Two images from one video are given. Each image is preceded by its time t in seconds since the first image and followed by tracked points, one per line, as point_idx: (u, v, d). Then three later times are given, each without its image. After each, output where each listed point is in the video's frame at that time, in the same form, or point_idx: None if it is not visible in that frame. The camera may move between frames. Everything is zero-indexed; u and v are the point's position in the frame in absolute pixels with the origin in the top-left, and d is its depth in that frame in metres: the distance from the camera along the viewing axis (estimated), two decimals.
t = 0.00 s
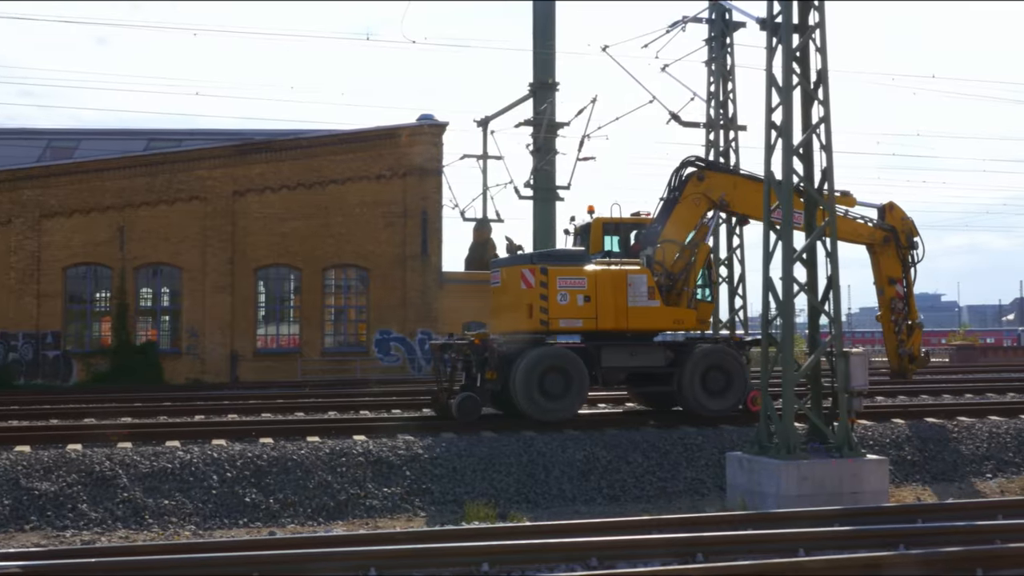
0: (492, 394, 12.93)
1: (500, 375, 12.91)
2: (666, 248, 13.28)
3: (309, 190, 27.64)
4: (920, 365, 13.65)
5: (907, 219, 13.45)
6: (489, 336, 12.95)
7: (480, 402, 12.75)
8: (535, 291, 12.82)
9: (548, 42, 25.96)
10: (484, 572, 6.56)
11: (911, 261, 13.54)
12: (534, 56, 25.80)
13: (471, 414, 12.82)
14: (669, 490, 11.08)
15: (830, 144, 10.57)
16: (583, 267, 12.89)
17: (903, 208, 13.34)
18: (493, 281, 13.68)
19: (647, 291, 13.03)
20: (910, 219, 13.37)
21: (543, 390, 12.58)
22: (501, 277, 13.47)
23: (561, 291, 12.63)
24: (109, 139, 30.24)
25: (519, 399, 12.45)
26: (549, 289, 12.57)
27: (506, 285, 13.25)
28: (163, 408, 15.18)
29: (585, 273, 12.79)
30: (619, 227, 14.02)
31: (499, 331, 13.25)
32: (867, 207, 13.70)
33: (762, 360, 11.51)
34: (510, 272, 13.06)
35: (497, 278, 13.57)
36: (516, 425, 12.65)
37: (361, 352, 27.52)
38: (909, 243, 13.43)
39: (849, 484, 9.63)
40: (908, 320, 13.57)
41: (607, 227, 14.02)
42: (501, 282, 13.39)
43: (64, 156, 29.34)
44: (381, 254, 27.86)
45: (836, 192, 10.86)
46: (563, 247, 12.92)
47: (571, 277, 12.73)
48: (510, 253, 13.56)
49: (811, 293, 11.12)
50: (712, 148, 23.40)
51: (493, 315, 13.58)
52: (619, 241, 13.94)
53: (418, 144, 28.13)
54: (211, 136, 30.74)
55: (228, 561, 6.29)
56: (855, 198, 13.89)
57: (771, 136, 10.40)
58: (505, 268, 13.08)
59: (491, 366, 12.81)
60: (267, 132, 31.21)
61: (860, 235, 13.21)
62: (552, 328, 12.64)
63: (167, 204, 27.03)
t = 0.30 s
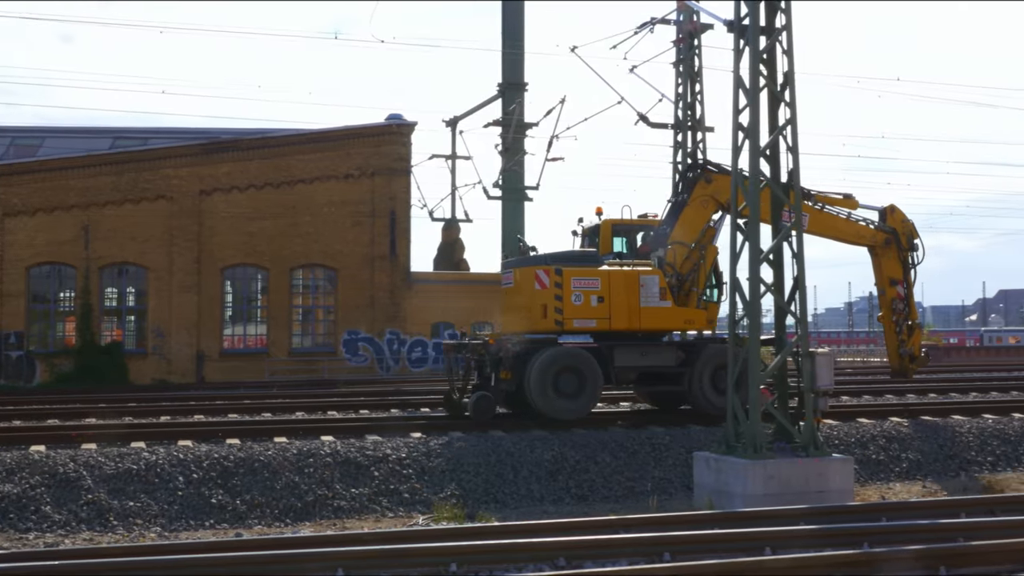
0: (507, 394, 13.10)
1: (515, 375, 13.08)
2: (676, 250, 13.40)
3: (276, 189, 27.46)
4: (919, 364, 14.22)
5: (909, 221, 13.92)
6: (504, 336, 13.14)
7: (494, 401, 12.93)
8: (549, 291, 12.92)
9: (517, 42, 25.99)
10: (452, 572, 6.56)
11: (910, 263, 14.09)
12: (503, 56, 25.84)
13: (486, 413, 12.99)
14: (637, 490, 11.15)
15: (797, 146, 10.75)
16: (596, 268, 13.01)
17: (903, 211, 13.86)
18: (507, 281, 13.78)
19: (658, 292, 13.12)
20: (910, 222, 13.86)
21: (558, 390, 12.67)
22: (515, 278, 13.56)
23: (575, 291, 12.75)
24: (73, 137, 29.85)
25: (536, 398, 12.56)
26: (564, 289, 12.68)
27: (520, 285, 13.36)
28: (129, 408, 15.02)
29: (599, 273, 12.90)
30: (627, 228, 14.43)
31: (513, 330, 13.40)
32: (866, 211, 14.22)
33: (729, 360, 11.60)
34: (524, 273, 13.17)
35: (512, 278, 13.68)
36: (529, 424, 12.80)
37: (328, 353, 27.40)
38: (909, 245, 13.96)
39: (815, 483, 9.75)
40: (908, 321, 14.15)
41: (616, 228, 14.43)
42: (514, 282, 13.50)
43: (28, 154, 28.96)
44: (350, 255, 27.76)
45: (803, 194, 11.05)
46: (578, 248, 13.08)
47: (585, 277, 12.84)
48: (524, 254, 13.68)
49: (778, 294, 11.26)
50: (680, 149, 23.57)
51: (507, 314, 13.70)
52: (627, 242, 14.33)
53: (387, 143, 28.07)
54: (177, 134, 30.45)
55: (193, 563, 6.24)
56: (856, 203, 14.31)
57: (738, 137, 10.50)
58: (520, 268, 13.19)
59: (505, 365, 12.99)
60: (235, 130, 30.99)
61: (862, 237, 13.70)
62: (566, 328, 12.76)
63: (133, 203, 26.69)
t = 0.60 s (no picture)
0: (522, 393, 13.24)
1: (529, 374, 13.20)
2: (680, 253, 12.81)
3: (243, 189, 27.24)
4: (917, 363, 14.56)
5: (910, 224, 13.98)
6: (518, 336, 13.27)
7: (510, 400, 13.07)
8: (562, 292, 13.06)
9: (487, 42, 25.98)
10: (420, 572, 6.55)
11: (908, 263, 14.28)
12: (472, 56, 25.83)
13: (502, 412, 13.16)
14: (605, 489, 11.20)
15: (765, 147, 10.87)
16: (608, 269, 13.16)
17: (902, 214, 13.95)
18: (519, 282, 13.92)
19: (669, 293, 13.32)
20: (912, 225, 13.90)
21: (571, 388, 12.84)
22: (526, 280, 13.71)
23: (589, 292, 12.90)
24: (37, 135, 29.44)
25: (551, 397, 12.70)
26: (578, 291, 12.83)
27: (532, 286, 13.50)
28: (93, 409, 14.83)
29: (612, 274, 13.06)
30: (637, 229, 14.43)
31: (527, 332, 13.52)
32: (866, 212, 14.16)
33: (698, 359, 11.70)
34: (537, 274, 13.29)
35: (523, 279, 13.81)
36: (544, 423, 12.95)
37: (297, 353, 27.25)
38: (908, 247, 14.14)
39: (781, 482, 9.85)
40: (908, 321, 14.43)
41: (625, 229, 14.43)
42: (527, 283, 13.64)
43: None
44: (320, 255, 27.63)
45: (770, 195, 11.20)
46: (591, 250, 13.15)
47: (598, 278, 12.97)
48: (534, 255, 13.81)
49: (746, 294, 11.36)
50: (649, 150, 23.71)
51: (519, 316, 13.85)
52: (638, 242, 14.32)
53: (356, 143, 27.97)
54: (144, 133, 30.12)
55: (160, 564, 6.20)
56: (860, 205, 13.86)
57: (707, 139, 10.58)
58: (532, 269, 13.32)
59: (519, 365, 13.11)
60: (202, 129, 30.71)
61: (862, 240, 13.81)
62: (580, 328, 12.90)
63: (99, 202, 26.30)
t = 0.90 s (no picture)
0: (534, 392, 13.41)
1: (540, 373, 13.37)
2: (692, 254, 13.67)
3: (209, 188, 27.00)
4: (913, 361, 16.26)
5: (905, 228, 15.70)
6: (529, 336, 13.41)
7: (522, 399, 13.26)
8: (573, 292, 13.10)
9: (455, 42, 25.95)
10: (386, 573, 6.54)
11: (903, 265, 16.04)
12: (439, 56, 25.78)
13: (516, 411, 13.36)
14: (572, 489, 11.23)
15: (731, 149, 10.98)
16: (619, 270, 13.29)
17: (898, 218, 15.57)
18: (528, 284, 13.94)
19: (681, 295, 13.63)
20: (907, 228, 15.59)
21: (582, 388, 12.99)
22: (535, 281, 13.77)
23: (599, 293, 12.99)
24: None
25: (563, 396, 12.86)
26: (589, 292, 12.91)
27: (541, 287, 13.54)
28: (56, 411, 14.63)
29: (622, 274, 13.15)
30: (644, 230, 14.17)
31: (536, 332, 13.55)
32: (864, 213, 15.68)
33: (665, 358, 11.78)
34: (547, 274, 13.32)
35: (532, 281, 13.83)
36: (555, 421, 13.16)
37: (263, 353, 27.02)
38: (904, 248, 15.83)
39: (746, 481, 9.94)
40: (905, 322, 16.05)
41: (630, 230, 14.13)
42: (536, 284, 13.68)
43: None
44: (287, 254, 27.46)
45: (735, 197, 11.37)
46: (600, 251, 13.34)
47: (608, 279, 13.07)
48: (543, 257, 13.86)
49: (711, 294, 11.52)
50: (616, 151, 23.81)
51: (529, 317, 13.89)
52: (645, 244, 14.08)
53: (323, 142, 27.82)
54: (108, 131, 29.75)
55: (123, 567, 6.13)
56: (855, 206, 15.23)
57: (674, 141, 10.67)
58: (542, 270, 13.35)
59: (529, 365, 13.26)
60: (167, 127, 30.37)
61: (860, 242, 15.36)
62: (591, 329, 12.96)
63: (62, 200, 25.94)
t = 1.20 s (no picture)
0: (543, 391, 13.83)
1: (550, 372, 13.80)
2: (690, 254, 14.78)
3: (169, 186, 26.68)
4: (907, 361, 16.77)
5: (898, 230, 16.23)
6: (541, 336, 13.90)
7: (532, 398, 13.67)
8: (582, 292, 13.74)
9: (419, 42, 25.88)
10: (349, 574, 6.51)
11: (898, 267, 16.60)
12: (402, 55, 25.71)
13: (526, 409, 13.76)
14: (534, 489, 11.26)
15: (694, 149, 11.10)
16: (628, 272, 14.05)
17: (893, 221, 16.27)
18: (538, 284, 14.53)
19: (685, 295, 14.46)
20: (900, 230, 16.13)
21: (591, 386, 13.43)
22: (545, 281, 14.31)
23: (609, 294, 13.71)
24: None
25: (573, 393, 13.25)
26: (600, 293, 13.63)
27: (552, 288, 14.14)
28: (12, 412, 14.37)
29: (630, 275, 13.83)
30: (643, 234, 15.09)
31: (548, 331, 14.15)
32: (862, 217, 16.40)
33: (627, 360, 11.85)
34: (558, 275, 13.95)
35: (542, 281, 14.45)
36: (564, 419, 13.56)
37: (223, 353, 26.76)
38: (899, 251, 16.33)
39: (707, 480, 10.03)
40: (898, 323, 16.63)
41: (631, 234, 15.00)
42: (547, 285, 14.28)
43: None
44: (248, 254, 27.23)
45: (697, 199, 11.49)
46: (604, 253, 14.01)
47: (618, 281, 13.81)
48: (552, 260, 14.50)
49: (673, 295, 11.60)
50: (578, 151, 23.91)
51: (538, 316, 14.46)
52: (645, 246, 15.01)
53: (285, 141, 27.63)
54: (67, 128, 29.28)
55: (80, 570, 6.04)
56: (851, 211, 15.97)
57: (636, 142, 10.74)
58: (553, 271, 13.96)
59: (540, 365, 13.67)
60: (127, 126, 29.96)
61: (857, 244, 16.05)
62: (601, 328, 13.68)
63: (18, 198, 25.42)
